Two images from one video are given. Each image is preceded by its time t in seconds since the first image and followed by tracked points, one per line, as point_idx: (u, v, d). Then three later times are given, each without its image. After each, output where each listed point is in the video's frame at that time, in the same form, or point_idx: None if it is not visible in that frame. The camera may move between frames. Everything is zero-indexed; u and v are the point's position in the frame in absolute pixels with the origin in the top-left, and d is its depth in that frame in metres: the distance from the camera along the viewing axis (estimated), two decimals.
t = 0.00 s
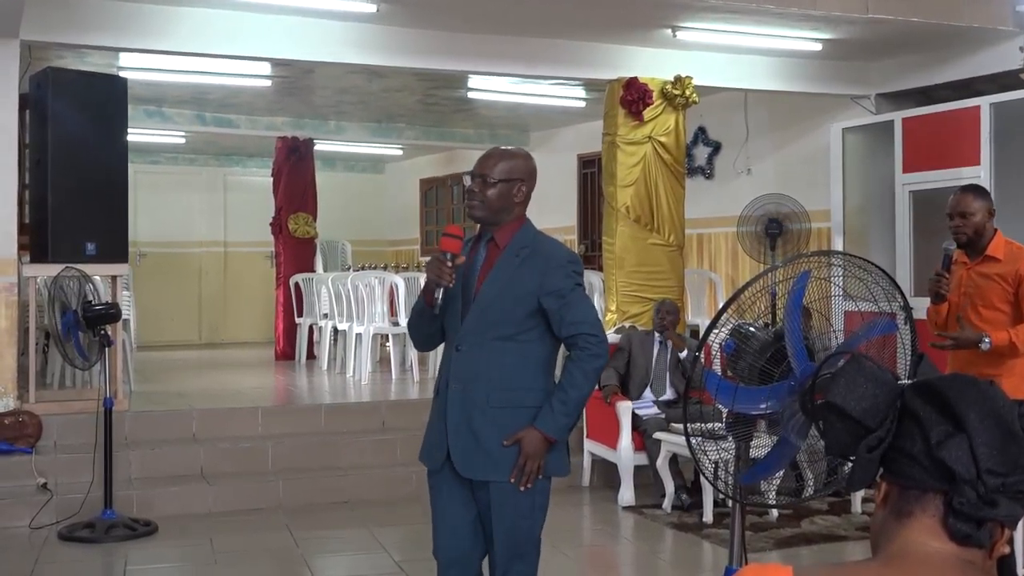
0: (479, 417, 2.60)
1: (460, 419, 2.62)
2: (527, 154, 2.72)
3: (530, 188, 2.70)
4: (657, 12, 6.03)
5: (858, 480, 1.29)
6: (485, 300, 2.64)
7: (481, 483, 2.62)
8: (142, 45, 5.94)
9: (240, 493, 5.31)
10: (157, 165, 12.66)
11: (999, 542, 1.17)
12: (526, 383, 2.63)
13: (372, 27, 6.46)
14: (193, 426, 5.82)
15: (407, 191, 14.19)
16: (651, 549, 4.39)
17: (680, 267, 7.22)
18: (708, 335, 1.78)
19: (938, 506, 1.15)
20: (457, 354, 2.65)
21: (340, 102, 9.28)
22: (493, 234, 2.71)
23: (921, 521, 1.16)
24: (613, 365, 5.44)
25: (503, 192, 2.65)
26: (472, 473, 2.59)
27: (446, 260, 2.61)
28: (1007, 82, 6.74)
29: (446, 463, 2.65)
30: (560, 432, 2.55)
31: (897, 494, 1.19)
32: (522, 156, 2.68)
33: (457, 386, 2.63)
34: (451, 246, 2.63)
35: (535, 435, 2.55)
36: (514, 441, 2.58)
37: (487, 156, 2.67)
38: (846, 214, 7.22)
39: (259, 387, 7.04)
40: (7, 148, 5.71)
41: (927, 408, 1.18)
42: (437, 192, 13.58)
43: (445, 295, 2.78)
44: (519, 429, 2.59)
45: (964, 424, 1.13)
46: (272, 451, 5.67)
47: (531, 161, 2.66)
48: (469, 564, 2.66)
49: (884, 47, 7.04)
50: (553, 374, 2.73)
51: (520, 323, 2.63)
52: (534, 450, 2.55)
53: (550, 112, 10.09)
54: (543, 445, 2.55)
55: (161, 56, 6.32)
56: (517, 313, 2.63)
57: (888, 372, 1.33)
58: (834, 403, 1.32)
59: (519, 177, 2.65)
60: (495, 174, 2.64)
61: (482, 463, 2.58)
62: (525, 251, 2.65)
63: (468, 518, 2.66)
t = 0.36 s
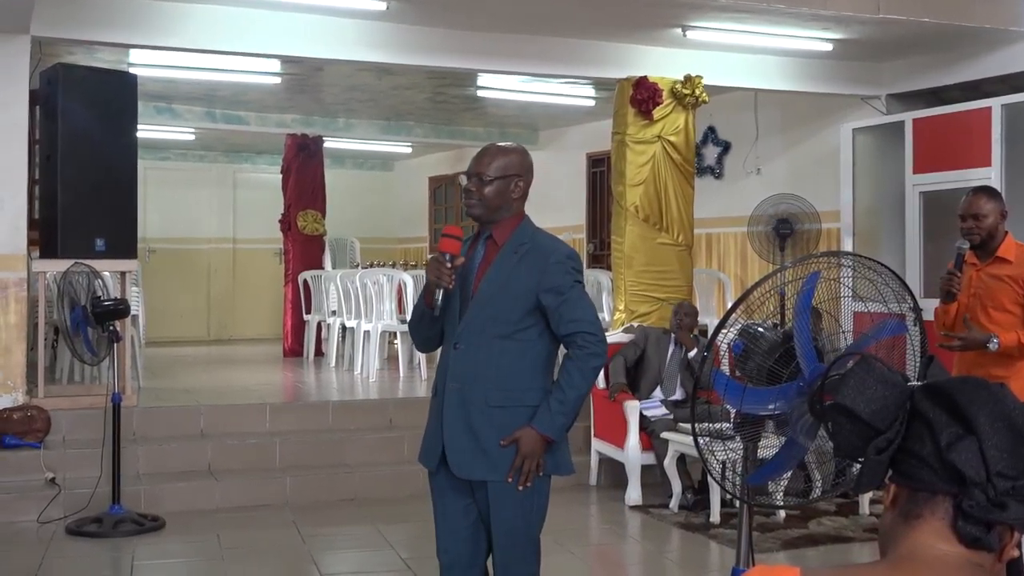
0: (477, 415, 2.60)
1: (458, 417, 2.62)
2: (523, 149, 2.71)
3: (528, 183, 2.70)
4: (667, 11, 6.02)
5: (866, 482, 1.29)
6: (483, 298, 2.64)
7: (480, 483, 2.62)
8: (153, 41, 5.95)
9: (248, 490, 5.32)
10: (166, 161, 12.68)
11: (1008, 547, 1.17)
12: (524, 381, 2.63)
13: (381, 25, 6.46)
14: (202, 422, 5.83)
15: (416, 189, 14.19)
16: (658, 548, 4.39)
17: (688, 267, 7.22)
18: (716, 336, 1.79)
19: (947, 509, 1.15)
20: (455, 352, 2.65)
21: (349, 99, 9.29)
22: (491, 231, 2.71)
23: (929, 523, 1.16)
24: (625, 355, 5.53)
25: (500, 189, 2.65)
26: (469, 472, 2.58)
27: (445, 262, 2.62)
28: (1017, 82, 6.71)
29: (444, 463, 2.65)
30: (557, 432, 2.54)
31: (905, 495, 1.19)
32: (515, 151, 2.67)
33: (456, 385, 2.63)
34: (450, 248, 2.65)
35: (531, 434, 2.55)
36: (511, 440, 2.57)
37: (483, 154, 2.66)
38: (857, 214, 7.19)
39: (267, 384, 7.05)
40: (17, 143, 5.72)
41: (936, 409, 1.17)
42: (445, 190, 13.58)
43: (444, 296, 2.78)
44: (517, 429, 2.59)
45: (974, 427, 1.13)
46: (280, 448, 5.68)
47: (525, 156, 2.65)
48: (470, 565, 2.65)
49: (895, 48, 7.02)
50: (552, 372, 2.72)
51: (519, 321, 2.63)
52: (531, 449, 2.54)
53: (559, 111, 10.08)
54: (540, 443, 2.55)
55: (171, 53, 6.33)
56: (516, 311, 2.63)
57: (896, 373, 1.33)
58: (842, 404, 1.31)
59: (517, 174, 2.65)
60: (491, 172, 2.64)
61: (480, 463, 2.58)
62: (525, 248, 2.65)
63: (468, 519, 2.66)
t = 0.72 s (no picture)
0: (472, 411, 2.59)
1: (452, 414, 2.62)
2: (519, 144, 2.69)
3: (524, 178, 2.69)
4: (672, 7, 6.00)
5: (866, 483, 1.27)
6: (478, 294, 2.63)
7: (476, 480, 2.60)
8: (157, 32, 5.94)
9: (247, 483, 5.31)
10: (170, 154, 12.70)
11: (1008, 550, 1.16)
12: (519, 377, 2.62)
13: (386, 19, 6.45)
14: (202, 414, 5.83)
15: (419, 184, 14.19)
16: (657, 546, 4.38)
17: (691, 264, 7.21)
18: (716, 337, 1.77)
19: (947, 513, 1.14)
20: (450, 348, 2.65)
21: (353, 93, 9.28)
22: (487, 227, 2.70)
23: (928, 527, 1.15)
24: (624, 356, 5.54)
25: (496, 184, 2.63)
26: (462, 467, 2.57)
27: (438, 259, 2.60)
28: None
29: (438, 459, 2.65)
30: (551, 429, 2.53)
31: (905, 498, 1.18)
32: (511, 146, 2.65)
33: (451, 381, 2.63)
34: (444, 245, 2.62)
35: (525, 431, 2.54)
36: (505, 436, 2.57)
37: (478, 149, 2.65)
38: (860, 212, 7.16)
39: (268, 377, 7.05)
40: (20, 134, 5.72)
41: (936, 411, 1.16)
42: (448, 185, 13.58)
43: (440, 293, 2.77)
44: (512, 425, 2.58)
45: (976, 429, 1.12)
46: (280, 441, 5.68)
47: (522, 151, 2.63)
48: (467, 560, 2.65)
49: (901, 46, 7.00)
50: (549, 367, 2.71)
51: (513, 318, 2.62)
52: (525, 445, 2.54)
53: (563, 107, 10.07)
54: (534, 440, 2.54)
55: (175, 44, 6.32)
56: (510, 307, 2.62)
57: (898, 374, 1.31)
58: (842, 405, 1.30)
59: (513, 169, 2.64)
60: (486, 169, 2.62)
61: (474, 459, 2.57)
62: (520, 243, 2.64)
63: (465, 515, 2.65)
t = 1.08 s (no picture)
0: (467, 408, 2.59)
1: (447, 410, 2.61)
2: (515, 142, 2.68)
3: (519, 175, 2.67)
4: (670, 5, 5.99)
5: (861, 484, 1.26)
6: (473, 290, 2.62)
7: (471, 478, 2.59)
8: (154, 29, 5.93)
9: (242, 480, 5.30)
10: (167, 150, 12.68)
11: (1005, 550, 1.15)
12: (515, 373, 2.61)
13: (383, 16, 6.43)
14: (197, 411, 5.81)
15: (416, 181, 14.18)
16: (653, 544, 4.37)
17: (688, 262, 7.21)
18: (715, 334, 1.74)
19: (943, 513, 1.13)
20: (444, 345, 2.64)
21: (350, 90, 9.26)
22: (482, 223, 2.68)
23: (925, 527, 1.14)
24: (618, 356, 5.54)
25: (491, 181, 2.62)
26: (456, 464, 2.57)
27: (434, 256, 2.60)
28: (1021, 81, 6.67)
29: (433, 456, 2.65)
30: (545, 426, 2.53)
31: (901, 498, 1.17)
32: (506, 144, 2.64)
33: (446, 378, 2.62)
34: (439, 242, 2.63)
35: (520, 427, 2.54)
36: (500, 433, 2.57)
37: (474, 146, 2.63)
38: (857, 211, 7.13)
39: (263, 375, 7.03)
40: (16, 130, 5.70)
41: (932, 410, 1.16)
42: (445, 182, 13.56)
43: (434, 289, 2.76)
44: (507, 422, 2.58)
45: (972, 429, 1.11)
46: (276, 438, 5.67)
47: (517, 149, 2.63)
48: (463, 559, 2.64)
49: (899, 44, 6.99)
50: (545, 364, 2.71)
51: (509, 314, 2.61)
52: (520, 443, 2.54)
53: (560, 104, 10.06)
54: (528, 438, 2.54)
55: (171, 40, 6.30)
56: (506, 303, 2.61)
57: (894, 373, 1.29)
58: (838, 404, 1.28)
59: (507, 166, 2.63)
60: (482, 165, 2.61)
61: (468, 455, 2.56)
62: (515, 239, 2.63)
63: (460, 513, 2.64)
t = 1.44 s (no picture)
0: (447, 404, 2.58)
1: (427, 406, 2.60)
2: (495, 138, 2.69)
3: (497, 170, 2.67)
4: (655, 4, 6.00)
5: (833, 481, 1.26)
6: (453, 287, 2.61)
7: (451, 474, 2.60)
8: (139, 24, 5.90)
9: (224, 477, 5.28)
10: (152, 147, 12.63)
11: (975, 545, 1.16)
12: (497, 369, 2.62)
13: (369, 13, 6.42)
14: (179, 408, 5.79)
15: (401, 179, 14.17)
16: (635, 542, 4.38)
17: (672, 261, 7.22)
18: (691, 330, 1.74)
19: (914, 508, 1.14)
20: (423, 341, 2.62)
21: (336, 87, 9.24)
22: (462, 219, 2.68)
23: (896, 522, 1.14)
24: (601, 355, 5.54)
25: (470, 178, 2.62)
26: (436, 460, 2.56)
27: (414, 252, 2.59)
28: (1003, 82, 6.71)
29: (413, 452, 2.64)
30: (525, 422, 2.52)
31: (873, 493, 1.17)
32: (488, 141, 2.64)
33: (425, 375, 2.61)
34: (420, 238, 2.62)
35: (498, 422, 2.54)
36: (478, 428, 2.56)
37: (452, 143, 2.63)
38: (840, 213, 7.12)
39: (246, 372, 7.01)
40: None
41: (904, 406, 1.15)
42: (431, 180, 13.56)
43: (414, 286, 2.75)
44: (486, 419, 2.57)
45: (943, 424, 1.11)
46: (258, 435, 5.65)
47: (496, 145, 2.62)
48: (442, 556, 2.63)
49: (884, 45, 7.02)
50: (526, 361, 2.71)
51: (488, 310, 2.61)
52: (499, 437, 2.53)
53: (546, 102, 10.06)
54: (508, 433, 2.53)
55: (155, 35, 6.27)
56: (486, 298, 2.61)
57: (866, 369, 1.29)
58: (812, 400, 1.27)
59: (485, 161, 2.62)
60: (460, 161, 2.61)
61: (449, 452, 2.56)
62: (495, 235, 2.63)
63: (440, 510, 2.64)
